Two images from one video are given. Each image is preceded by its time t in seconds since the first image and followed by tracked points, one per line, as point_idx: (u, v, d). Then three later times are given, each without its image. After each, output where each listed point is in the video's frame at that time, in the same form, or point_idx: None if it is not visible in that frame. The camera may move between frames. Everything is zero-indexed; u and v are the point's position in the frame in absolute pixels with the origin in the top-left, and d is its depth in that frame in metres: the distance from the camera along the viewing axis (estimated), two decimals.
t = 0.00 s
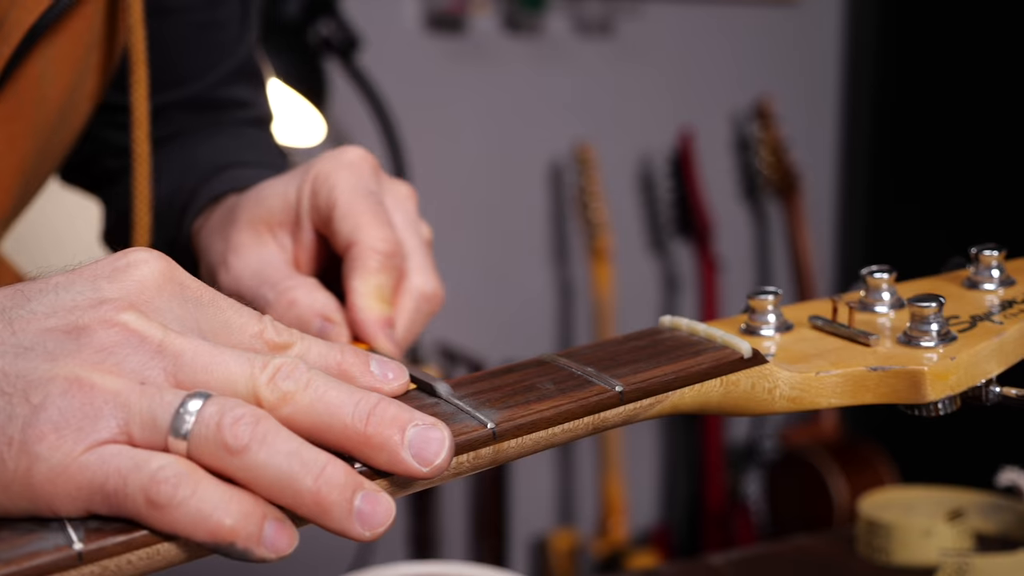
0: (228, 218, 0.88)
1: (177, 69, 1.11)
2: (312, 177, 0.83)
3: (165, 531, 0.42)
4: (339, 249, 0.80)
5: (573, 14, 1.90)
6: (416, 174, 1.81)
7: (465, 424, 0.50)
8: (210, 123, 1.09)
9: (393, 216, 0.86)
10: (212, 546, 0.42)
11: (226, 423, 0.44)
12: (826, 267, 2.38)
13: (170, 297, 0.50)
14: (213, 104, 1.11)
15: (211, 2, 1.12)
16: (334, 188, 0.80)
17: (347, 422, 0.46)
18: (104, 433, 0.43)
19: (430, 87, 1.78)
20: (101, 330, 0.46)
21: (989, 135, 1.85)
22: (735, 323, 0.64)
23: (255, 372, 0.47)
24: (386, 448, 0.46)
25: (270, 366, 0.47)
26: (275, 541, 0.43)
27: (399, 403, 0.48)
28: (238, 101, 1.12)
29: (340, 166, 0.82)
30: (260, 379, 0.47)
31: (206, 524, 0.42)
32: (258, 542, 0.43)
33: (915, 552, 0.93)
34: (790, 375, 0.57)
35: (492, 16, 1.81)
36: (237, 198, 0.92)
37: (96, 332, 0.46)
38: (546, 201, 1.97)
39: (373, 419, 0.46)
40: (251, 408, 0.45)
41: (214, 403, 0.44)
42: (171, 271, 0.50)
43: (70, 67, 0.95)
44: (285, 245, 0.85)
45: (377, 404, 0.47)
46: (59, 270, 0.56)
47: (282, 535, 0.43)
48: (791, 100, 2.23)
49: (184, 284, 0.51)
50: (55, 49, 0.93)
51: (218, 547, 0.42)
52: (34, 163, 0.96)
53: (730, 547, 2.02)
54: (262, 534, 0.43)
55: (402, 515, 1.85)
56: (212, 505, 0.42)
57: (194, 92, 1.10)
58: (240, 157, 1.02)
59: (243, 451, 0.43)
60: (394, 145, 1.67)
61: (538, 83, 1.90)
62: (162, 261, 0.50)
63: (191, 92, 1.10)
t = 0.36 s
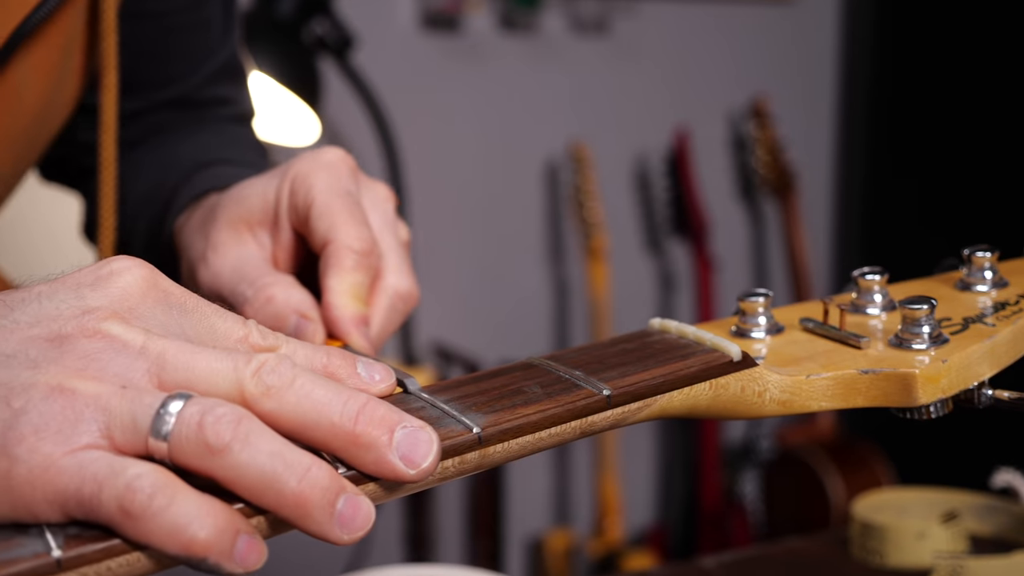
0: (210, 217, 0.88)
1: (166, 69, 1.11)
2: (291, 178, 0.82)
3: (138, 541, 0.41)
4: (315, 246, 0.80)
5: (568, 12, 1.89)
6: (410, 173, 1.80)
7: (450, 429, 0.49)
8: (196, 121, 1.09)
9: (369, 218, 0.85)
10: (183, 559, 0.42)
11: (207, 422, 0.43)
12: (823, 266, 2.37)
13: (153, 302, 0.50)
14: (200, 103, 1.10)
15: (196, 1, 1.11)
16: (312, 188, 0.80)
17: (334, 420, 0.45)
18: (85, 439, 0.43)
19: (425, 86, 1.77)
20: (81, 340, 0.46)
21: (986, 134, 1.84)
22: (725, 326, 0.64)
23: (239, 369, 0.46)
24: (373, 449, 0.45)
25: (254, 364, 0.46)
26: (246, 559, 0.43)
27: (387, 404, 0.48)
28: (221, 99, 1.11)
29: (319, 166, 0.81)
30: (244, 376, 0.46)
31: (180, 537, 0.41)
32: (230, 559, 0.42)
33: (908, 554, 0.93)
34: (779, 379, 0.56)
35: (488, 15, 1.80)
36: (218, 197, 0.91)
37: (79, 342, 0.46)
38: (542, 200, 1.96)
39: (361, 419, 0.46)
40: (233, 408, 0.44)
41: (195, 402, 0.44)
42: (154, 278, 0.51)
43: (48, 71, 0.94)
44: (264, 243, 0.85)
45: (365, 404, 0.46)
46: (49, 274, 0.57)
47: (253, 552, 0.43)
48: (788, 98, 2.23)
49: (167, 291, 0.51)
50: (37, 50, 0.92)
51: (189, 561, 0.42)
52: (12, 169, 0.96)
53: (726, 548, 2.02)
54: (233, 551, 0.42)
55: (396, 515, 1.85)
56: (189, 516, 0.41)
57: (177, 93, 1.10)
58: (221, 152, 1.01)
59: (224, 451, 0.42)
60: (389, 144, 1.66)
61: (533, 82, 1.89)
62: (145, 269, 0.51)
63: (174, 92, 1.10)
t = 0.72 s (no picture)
0: (192, 215, 0.87)
1: (156, 68, 1.10)
2: (273, 180, 0.82)
3: (112, 544, 0.41)
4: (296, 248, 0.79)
5: (563, 12, 1.88)
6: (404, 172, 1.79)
7: (429, 432, 0.49)
8: (184, 121, 1.07)
9: (350, 220, 0.85)
10: (158, 562, 0.41)
11: (182, 425, 0.42)
12: (819, 267, 2.37)
13: (129, 304, 0.49)
14: (189, 103, 1.09)
15: (191, 2, 1.10)
16: (294, 189, 0.79)
17: (312, 423, 0.45)
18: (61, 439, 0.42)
19: (418, 86, 1.77)
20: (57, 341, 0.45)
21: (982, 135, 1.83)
22: (710, 328, 0.64)
23: (217, 371, 0.45)
24: (351, 453, 0.45)
25: (231, 365, 0.46)
26: (221, 563, 0.42)
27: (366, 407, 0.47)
28: (210, 97, 1.10)
29: (301, 167, 0.81)
30: (221, 378, 0.45)
31: (155, 538, 0.40)
32: (206, 562, 0.41)
33: (898, 557, 0.93)
34: (763, 382, 0.57)
35: (482, 14, 1.80)
36: (199, 196, 0.90)
37: (53, 344, 0.45)
38: (536, 201, 1.96)
39: (339, 422, 0.45)
40: (208, 410, 0.43)
41: (170, 405, 0.43)
42: (131, 279, 0.50)
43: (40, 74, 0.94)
44: (245, 243, 0.84)
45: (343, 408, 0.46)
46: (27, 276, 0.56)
47: (228, 556, 0.42)
48: (783, 99, 2.22)
49: (145, 292, 0.50)
50: (30, 54, 0.92)
51: (165, 564, 0.41)
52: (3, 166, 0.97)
53: (720, 550, 2.01)
54: (209, 554, 0.41)
55: (390, 517, 1.84)
56: (164, 518, 0.40)
57: (166, 92, 1.09)
58: (207, 151, 1.00)
59: (198, 453, 0.42)
60: (383, 144, 1.66)
61: (527, 82, 1.88)
62: (122, 270, 0.50)
63: (163, 91, 1.09)
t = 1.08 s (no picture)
0: (199, 219, 0.87)
1: (164, 72, 1.10)
2: (281, 182, 0.81)
3: (115, 549, 0.40)
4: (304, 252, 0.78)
5: (563, 13, 1.88)
6: (404, 173, 1.79)
7: (432, 437, 0.49)
8: (189, 125, 1.08)
9: (358, 225, 0.84)
10: (160, 568, 0.41)
11: (186, 429, 0.42)
12: (818, 268, 2.37)
13: (132, 305, 0.49)
14: (195, 106, 1.10)
15: (197, 4, 1.10)
16: (302, 193, 0.79)
17: (316, 427, 0.44)
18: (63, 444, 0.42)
19: (419, 87, 1.77)
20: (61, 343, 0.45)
21: (983, 137, 1.83)
22: (714, 332, 0.64)
23: (220, 373, 0.45)
24: (355, 458, 0.45)
25: (234, 369, 0.45)
26: (223, 568, 0.42)
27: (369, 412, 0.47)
28: (217, 102, 1.10)
29: (310, 171, 0.81)
30: (224, 381, 0.45)
31: (158, 544, 0.40)
32: (208, 567, 0.41)
33: (898, 559, 0.92)
34: (767, 386, 0.57)
35: (482, 15, 1.80)
36: (208, 200, 0.90)
37: (56, 346, 0.45)
38: (536, 202, 1.95)
39: (343, 427, 0.45)
40: (212, 414, 0.43)
41: (174, 409, 0.43)
42: (135, 281, 0.50)
43: (46, 77, 0.94)
44: (253, 248, 0.84)
45: (347, 413, 0.45)
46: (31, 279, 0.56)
47: (230, 561, 0.42)
48: (783, 100, 2.22)
49: (148, 294, 0.50)
50: (35, 59, 0.92)
51: (167, 570, 0.41)
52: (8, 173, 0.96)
53: (719, 552, 2.01)
54: (212, 559, 0.41)
55: (390, 518, 1.83)
56: (167, 524, 0.40)
57: (174, 95, 1.09)
58: (216, 158, 1.00)
59: (202, 458, 0.42)
60: (383, 145, 1.66)
61: (528, 83, 1.88)
62: (125, 272, 0.50)
63: (171, 95, 1.09)
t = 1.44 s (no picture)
0: (210, 217, 0.87)
1: (160, 70, 1.10)
2: (294, 179, 0.81)
3: (114, 547, 0.40)
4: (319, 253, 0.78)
5: (563, 13, 1.88)
6: (404, 173, 1.79)
7: (435, 435, 0.48)
8: (200, 126, 1.07)
9: (375, 222, 0.84)
10: (160, 567, 0.41)
11: (186, 427, 0.42)
12: (818, 268, 2.37)
13: (131, 304, 0.49)
14: (203, 107, 1.09)
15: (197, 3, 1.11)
16: (316, 190, 0.79)
17: (317, 426, 0.44)
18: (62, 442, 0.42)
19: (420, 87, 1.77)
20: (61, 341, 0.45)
21: (984, 137, 1.83)
22: (716, 330, 0.64)
23: (220, 372, 0.45)
24: (356, 456, 0.44)
25: (235, 366, 0.45)
26: (223, 566, 0.41)
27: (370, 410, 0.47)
28: (225, 105, 1.09)
29: (323, 168, 0.80)
30: (225, 379, 0.45)
31: (157, 543, 0.40)
32: (208, 566, 0.41)
33: (900, 559, 0.92)
34: (770, 385, 0.56)
35: (482, 15, 1.79)
36: (219, 197, 0.90)
37: (55, 344, 0.45)
38: (536, 202, 1.95)
39: (344, 425, 0.45)
40: (213, 412, 0.43)
41: (174, 407, 0.42)
42: (135, 279, 0.50)
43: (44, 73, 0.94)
44: (267, 247, 0.84)
45: (348, 411, 0.45)
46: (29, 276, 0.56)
47: (231, 560, 0.42)
48: (784, 100, 2.22)
49: (148, 292, 0.50)
50: (34, 52, 0.92)
51: (167, 568, 0.40)
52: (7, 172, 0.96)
53: (720, 552, 2.01)
54: (212, 558, 0.41)
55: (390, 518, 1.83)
56: (167, 522, 0.40)
57: (182, 94, 1.08)
58: (222, 158, 1.00)
59: (201, 457, 0.41)
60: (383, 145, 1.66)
61: (528, 83, 1.88)
62: (125, 270, 0.49)
63: (180, 93, 1.08)
